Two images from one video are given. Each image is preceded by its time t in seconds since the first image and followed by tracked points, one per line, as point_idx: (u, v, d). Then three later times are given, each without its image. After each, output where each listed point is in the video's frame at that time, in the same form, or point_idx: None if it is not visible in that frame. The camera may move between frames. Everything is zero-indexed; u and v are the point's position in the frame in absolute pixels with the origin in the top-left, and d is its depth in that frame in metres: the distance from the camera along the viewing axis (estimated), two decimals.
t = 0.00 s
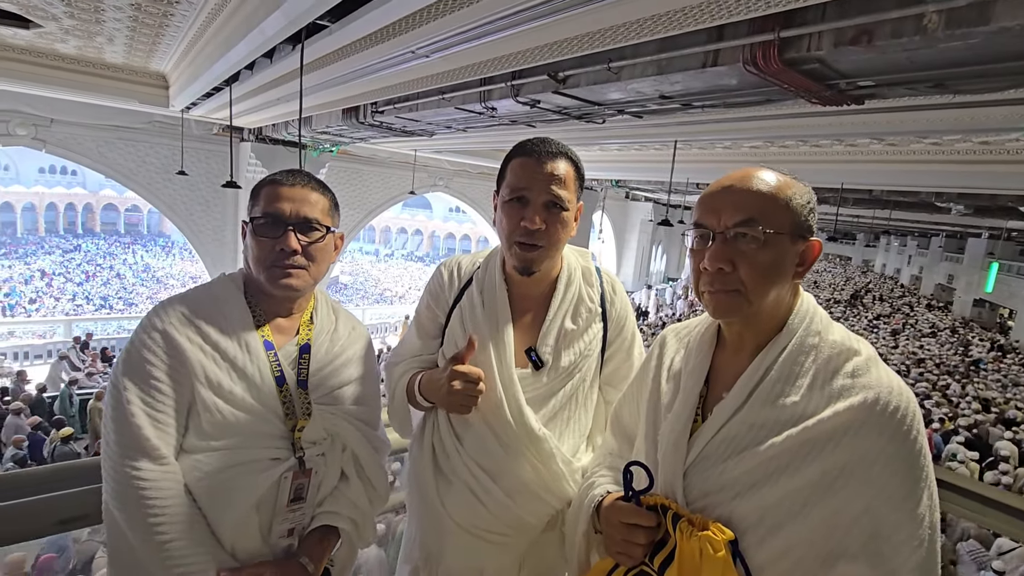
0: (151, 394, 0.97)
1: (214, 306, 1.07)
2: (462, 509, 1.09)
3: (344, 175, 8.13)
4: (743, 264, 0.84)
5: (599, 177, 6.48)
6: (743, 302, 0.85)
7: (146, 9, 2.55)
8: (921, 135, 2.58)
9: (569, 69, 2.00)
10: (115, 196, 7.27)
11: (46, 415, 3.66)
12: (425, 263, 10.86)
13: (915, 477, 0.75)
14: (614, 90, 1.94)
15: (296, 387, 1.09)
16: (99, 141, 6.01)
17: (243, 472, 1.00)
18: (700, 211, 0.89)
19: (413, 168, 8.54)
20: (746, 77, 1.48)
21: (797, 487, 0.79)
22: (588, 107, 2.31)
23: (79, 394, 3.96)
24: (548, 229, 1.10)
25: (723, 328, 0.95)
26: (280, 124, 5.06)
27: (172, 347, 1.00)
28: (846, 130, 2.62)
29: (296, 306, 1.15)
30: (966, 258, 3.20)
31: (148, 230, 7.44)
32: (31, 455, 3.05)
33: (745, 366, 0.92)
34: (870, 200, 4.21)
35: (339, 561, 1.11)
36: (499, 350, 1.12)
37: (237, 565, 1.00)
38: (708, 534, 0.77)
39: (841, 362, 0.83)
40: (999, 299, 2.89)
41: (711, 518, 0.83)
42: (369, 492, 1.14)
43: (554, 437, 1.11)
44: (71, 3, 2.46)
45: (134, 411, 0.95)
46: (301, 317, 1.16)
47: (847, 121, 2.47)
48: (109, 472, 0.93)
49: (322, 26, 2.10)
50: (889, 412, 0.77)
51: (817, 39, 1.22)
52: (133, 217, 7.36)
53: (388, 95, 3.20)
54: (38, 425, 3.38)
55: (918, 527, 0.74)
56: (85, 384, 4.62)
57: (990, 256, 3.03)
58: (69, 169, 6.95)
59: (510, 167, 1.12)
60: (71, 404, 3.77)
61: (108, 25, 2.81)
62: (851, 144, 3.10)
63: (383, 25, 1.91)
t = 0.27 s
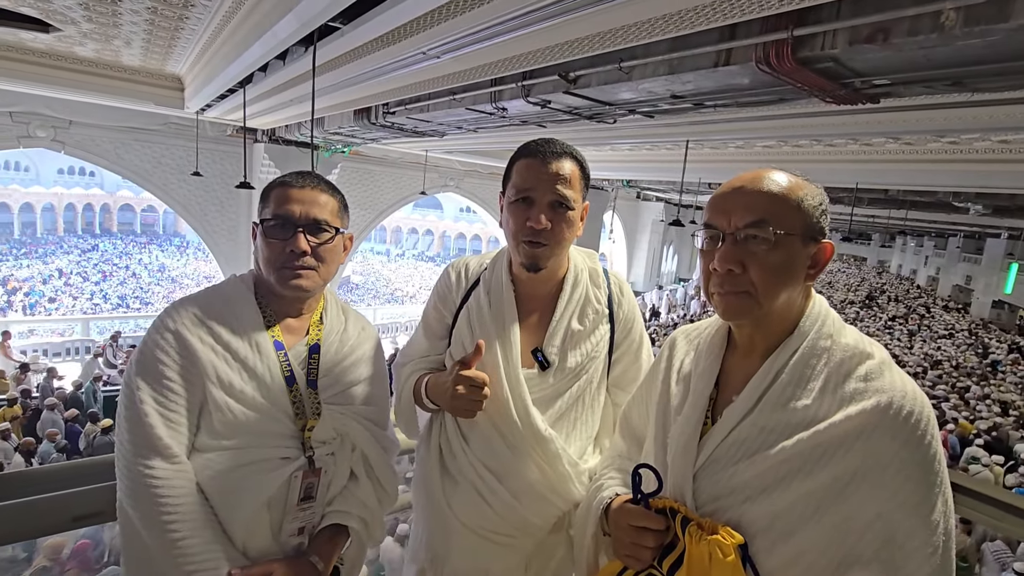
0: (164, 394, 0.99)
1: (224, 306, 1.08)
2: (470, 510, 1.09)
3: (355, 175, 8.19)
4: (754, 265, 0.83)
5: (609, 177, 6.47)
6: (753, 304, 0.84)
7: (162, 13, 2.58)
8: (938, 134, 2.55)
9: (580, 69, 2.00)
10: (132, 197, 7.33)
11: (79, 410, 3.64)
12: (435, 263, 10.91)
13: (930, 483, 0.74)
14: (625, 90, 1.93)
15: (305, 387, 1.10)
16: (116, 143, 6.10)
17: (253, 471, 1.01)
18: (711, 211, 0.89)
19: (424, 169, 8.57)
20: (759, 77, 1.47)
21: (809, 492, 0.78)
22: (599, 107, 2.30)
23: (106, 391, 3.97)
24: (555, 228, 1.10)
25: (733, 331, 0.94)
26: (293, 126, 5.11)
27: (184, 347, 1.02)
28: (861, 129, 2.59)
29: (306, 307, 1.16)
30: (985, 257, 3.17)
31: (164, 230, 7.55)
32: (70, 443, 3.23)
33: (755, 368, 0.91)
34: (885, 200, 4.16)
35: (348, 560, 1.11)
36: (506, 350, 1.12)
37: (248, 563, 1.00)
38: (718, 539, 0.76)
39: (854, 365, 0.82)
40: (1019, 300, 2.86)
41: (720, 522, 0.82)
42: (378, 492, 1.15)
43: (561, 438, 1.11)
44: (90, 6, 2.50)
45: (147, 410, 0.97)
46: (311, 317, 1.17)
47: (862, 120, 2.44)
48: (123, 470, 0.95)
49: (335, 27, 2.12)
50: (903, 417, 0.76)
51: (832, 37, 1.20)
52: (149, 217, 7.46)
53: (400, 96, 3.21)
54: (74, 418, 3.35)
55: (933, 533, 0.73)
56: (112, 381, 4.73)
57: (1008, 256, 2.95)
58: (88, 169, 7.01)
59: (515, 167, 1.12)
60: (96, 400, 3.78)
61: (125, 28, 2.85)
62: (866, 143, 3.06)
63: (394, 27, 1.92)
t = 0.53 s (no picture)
0: (174, 392, 1.00)
1: (234, 305, 1.09)
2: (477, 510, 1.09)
3: (366, 176, 8.23)
4: (764, 265, 0.82)
5: (619, 177, 6.44)
6: (762, 304, 0.83)
7: (176, 16, 2.61)
8: (954, 134, 2.51)
9: (589, 69, 1.99)
10: (147, 198, 7.40)
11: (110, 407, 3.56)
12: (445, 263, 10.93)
13: (943, 488, 0.73)
14: (635, 90, 1.93)
15: (313, 387, 1.10)
16: (131, 145, 6.18)
17: (262, 470, 1.02)
18: (721, 212, 0.88)
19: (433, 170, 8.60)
20: (770, 76, 1.46)
21: (819, 496, 0.77)
22: (608, 107, 2.29)
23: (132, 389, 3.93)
24: (561, 228, 1.09)
25: (743, 332, 0.93)
26: (304, 127, 5.15)
27: (194, 346, 1.03)
28: (875, 128, 2.55)
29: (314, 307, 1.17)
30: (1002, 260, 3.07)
31: (178, 230, 7.66)
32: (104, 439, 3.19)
33: (765, 370, 0.90)
34: (899, 200, 4.10)
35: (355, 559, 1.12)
36: (512, 351, 1.12)
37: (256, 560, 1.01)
38: (725, 542, 0.76)
39: (866, 368, 0.81)
40: None
41: (728, 525, 0.81)
42: (385, 491, 1.15)
43: (566, 439, 1.11)
44: (106, 10, 2.53)
45: (158, 408, 0.98)
46: (319, 317, 1.18)
47: (875, 120, 2.41)
48: (134, 467, 0.96)
49: (345, 29, 2.13)
50: (916, 421, 0.74)
51: (844, 36, 1.19)
52: (163, 218, 7.55)
53: (409, 97, 3.22)
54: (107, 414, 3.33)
55: (946, 540, 0.72)
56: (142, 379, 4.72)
57: None
58: (103, 171, 7.07)
59: (522, 168, 1.12)
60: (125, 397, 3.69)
61: (140, 31, 2.89)
62: (880, 143, 3.02)
63: (404, 28, 1.93)
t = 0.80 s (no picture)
0: (179, 391, 1.01)
1: (238, 304, 1.10)
2: (479, 511, 1.09)
3: (374, 176, 8.26)
4: (770, 265, 0.81)
5: (628, 177, 6.42)
6: (767, 305, 0.82)
7: (188, 18, 2.63)
8: (968, 132, 2.48)
9: (597, 68, 1.98)
10: (159, 199, 7.46)
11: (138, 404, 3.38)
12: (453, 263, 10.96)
13: (952, 492, 0.71)
14: (644, 89, 1.91)
15: (316, 386, 1.10)
16: (144, 145, 6.25)
17: (265, 468, 1.02)
18: (727, 211, 0.87)
19: (442, 170, 8.61)
20: (780, 74, 1.44)
21: (825, 499, 0.75)
22: (617, 106, 2.28)
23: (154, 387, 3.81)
24: (564, 228, 1.09)
25: (750, 333, 0.92)
26: (313, 128, 5.17)
27: (199, 345, 1.03)
28: (887, 127, 2.52)
29: (318, 306, 1.17)
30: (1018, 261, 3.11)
31: (190, 230, 7.74)
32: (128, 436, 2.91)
33: (772, 372, 0.89)
34: (912, 200, 4.05)
35: (358, 558, 1.12)
36: (516, 350, 1.11)
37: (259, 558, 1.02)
38: (729, 546, 0.75)
39: (874, 370, 0.79)
40: None
41: (732, 528, 0.80)
42: (387, 491, 1.15)
43: (570, 440, 1.10)
44: (118, 12, 2.56)
45: (162, 406, 0.98)
46: (322, 317, 1.18)
47: (887, 118, 2.38)
48: (139, 465, 0.97)
49: (354, 30, 2.14)
50: (925, 424, 0.73)
51: (855, 34, 1.17)
52: (175, 218, 7.62)
53: (418, 98, 3.23)
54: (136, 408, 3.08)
55: (954, 545, 0.70)
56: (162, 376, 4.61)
57: None
58: (117, 172, 7.14)
59: (524, 167, 1.12)
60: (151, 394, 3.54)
61: (152, 33, 2.91)
62: (893, 142, 2.99)
63: (413, 28, 1.93)
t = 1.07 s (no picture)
0: (181, 389, 1.01)
1: (240, 303, 1.10)
2: (481, 511, 1.09)
3: (383, 176, 8.29)
4: (775, 263, 0.79)
5: (636, 176, 6.38)
6: (772, 304, 0.81)
7: (198, 19, 2.65)
8: (983, 130, 2.43)
9: (605, 67, 1.96)
10: (171, 198, 7.61)
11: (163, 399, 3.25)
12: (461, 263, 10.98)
13: (960, 496, 0.70)
14: (652, 88, 1.90)
15: (318, 384, 1.11)
16: (155, 145, 6.30)
17: (267, 466, 1.02)
18: (731, 209, 0.85)
19: (450, 169, 8.63)
20: (789, 72, 1.42)
21: (829, 502, 0.74)
22: (625, 105, 2.26)
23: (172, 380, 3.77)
24: (568, 224, 1.08)
25: (754, 333, 0.91)
26: (322, 127, 5.20)
27: (200, 344, 1.04)
28: (900, 124, 2.49)
29: (320, 305, 1.17)
30: None
31: (201, 230, 7.83)
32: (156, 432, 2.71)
33: (776, 372, 0.87)
34: (925, 198, 4.00)
35: (360, 556, 1.12)
36: (518, 349, 1.11)
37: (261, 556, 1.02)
38: (730, 549, 0.74)
39: (880, 370, 0.78)
40: None
41: (735, 531, 0.79)
42: (390, 489, 1.15)
43: (572, 440, 1.09)
44: (130, 14, 2.58)
45: (164, 405, 0.99)
46: (324, 315, 1.19)
47: (901, 116, 2.34)
48: (142, 463, 0.97)
49: (362, 29, 2.14)
50: (932, 427, 0.72)
51: (866, 30, 1.15)
52: (186, 217, 7.75)
53: (426, 97, 3.23)
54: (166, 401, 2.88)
55: (962, 550, 0.69)
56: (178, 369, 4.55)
57: None
58: (128, 172, 7.27)
59: (527, 164, 1.11)
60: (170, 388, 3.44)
61: (163, 34, 2.94)
62: (906, 139, 2.95)
63: (420, 27, 1.93)
